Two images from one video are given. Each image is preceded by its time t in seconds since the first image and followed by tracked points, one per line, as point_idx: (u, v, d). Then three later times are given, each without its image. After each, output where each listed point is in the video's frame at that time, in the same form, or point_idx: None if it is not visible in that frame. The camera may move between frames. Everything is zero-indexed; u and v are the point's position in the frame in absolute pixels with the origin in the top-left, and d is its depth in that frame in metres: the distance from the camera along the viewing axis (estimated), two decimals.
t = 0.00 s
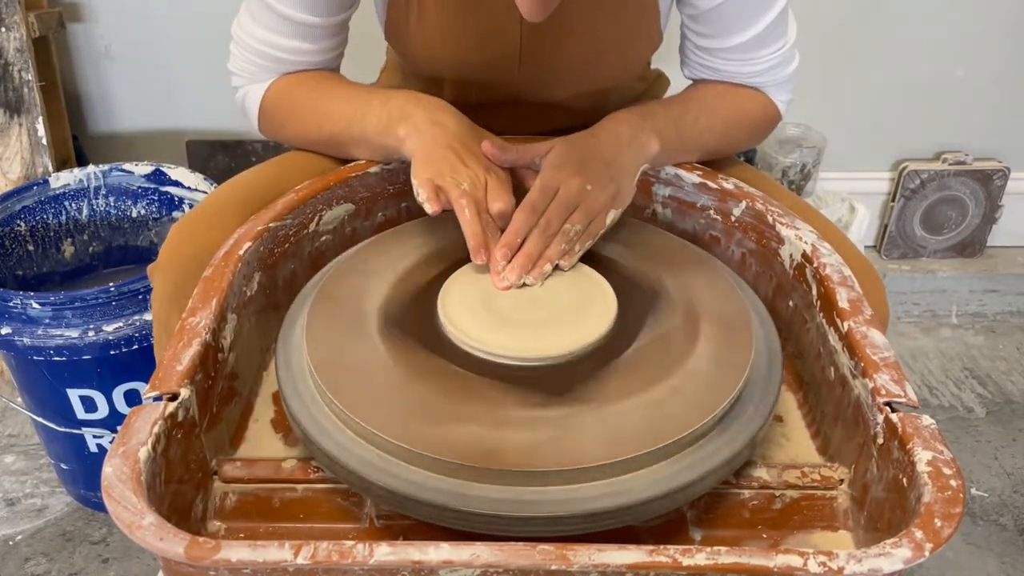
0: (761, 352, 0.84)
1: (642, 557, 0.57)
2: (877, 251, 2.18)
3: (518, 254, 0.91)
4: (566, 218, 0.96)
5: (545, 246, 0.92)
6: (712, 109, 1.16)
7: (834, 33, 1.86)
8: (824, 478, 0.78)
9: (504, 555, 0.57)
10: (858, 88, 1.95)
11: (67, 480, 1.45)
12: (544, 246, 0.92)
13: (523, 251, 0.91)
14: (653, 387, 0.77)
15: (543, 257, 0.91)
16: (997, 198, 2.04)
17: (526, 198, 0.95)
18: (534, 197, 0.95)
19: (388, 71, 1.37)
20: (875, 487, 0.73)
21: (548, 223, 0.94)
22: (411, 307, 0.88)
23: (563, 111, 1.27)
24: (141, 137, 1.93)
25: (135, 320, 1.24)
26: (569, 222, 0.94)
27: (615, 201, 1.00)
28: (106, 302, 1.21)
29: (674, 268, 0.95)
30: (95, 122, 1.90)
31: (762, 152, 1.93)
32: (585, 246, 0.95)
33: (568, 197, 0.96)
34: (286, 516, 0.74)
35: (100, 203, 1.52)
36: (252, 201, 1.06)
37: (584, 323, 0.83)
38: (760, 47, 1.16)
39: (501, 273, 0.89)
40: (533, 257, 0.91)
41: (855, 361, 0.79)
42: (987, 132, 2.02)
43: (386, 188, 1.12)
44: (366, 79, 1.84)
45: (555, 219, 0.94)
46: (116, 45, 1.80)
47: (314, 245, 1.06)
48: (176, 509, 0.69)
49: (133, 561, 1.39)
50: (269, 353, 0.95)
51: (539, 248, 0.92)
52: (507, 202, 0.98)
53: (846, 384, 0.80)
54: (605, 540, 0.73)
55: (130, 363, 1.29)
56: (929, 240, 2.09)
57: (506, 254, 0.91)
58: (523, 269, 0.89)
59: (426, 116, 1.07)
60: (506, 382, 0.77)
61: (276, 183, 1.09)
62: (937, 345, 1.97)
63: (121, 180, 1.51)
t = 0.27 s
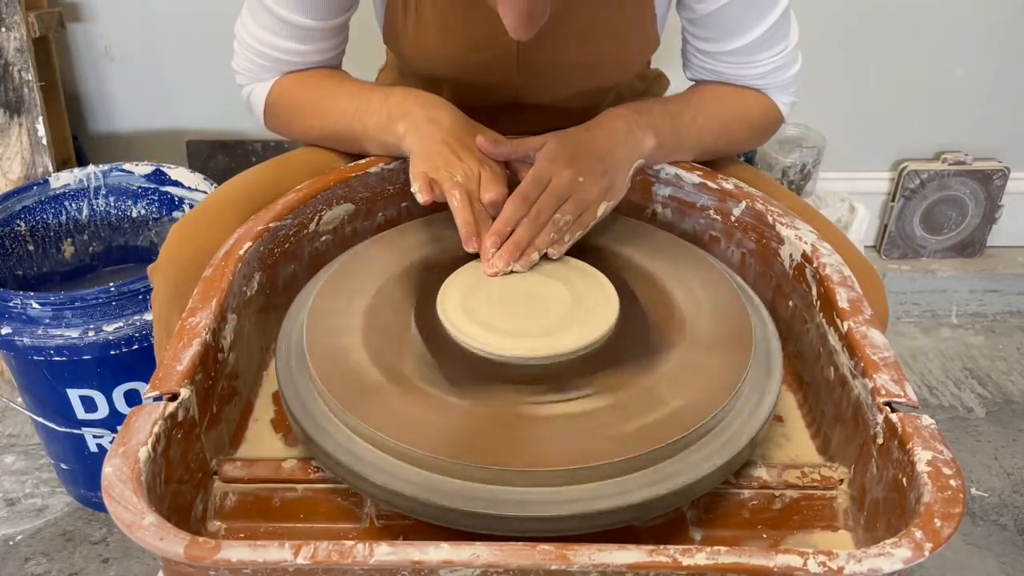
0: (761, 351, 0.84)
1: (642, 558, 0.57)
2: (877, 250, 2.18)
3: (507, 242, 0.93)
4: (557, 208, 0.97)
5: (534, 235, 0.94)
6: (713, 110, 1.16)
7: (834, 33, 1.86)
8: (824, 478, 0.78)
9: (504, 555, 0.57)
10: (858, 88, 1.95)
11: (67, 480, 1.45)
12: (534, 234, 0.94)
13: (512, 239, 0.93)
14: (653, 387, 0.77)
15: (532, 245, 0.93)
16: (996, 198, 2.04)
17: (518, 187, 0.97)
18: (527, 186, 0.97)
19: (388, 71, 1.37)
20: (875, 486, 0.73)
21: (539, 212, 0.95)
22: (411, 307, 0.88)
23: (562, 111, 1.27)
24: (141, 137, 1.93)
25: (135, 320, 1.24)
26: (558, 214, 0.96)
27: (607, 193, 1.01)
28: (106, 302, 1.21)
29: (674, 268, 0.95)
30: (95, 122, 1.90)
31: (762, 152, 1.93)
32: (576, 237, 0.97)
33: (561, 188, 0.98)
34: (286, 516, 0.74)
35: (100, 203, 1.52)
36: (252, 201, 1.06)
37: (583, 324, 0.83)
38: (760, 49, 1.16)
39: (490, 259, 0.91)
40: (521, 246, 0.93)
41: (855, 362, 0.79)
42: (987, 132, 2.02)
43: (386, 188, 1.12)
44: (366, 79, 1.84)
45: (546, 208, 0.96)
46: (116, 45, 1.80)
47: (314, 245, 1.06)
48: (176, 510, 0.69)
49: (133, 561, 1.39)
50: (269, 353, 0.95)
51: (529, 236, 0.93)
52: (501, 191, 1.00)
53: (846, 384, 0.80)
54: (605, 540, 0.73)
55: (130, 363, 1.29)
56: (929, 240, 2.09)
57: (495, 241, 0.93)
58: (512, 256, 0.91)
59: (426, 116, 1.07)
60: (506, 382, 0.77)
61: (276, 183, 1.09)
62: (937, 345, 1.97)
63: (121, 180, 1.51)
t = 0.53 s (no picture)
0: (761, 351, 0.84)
1: (642, 557, 0.58)
2: (877, 251, 2.18)
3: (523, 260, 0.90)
4: (569, 220, 0.95)
5: (551, 250, 0.91)
6: (710, 108, 1.16)
7: (833, 33, 1.86)
8: (824, 478, 0.78)
9: (504, 555, 0.57)
10: (857, 88, 1.95)
11: (67, 480, 1.45)
12: (551, 246, 0.91)
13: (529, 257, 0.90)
14: (653, 387, 0.77)
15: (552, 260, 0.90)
16: (997, 198, 2.04)
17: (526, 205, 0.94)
18: (535, 202, 0.95)
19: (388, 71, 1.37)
20: (875, 486, 0.73)
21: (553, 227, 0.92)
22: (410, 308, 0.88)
23: (562, 111, 1.27)
24: (141, 137, 1.93)
25: (135, 320, 1.24)
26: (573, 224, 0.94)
27: (618, 200, 0.99)
28: (106, 302, 1.21)
29: (675, 268, 0.95)
30: (95, 122, 1.90)
31: (762, 152, 1.93)
32: (593, 245, 0.95)
33: (569, 199, 0.96)
34: (287, 516, 0.74)
35: (100, 203, 1.52)
36: (252, 201, 1.06)
37: (583, 325, 0.83)
38: (755, 44, 1.16)
39: (507, 281, 0.88)
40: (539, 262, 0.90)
41: (855, 362, 0.79)
42: (986, 132, 2.02)
43: (386, 188, 1.12)
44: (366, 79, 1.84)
45: (557, 223, 0.93)
46: (116, 45, 1.80)
47: (314, 245, 1.06)
48: (176, 510, 0.69)
49: (133, 561, 1.39)
50: (268, 354, 0.95)
51: (545, 252, 0.91)
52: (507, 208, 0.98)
53: (846, 384, 0.80)
54: (605, 540, 0.73)
55: (130, 363, 1.29)
56: (929, 240, 2.09)
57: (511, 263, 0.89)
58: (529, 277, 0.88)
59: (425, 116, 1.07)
60: (506, 383, 0.77)
61: (276, 184, 1.09)
62: (937, 345, 1.97)
63: (121, 180, 1.51)
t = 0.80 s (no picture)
0: (761, 351, 0.84)
1: (642, 557, 0.58)
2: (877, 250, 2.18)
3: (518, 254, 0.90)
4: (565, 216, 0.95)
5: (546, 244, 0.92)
6: (710, 106, 1.16)
7: (833, 33, 1.86)
8: (825, 478, 0.78)
9: (504, 555, 0.57)
10: (857, 88, 1.95)
11: (67, 480, 1.45)
12: (546, 242, 0.92)
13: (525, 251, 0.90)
14: (653, 387, 0.77)
15: (546, 254, 0.91)
16: (997, 198, 2.04)
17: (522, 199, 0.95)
18: (532, 197, 0.95)
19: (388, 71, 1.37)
20: (875, 486, 0.73)
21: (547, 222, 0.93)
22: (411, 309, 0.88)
23: (561, 111, 1.27)
24: (141, 137, 1.93)
25: (135, 320, 1.24)
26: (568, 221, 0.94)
27: (614, 197, 1.00)
28: (106, 302, 1.21)
29: (675, 268, 0.95)
30: (95, 122, 1.90)
31: (762, 152, 1.93)
32: (588, 241, 0.95)
33: (565, 195, 0.96)
34: (286, 516, 0.74)
35: (100, 203, 1.52)
36: (251, 201, 1.06)
37: (583, 326, 0.83)
38: (755, 43, 1.16)
39: (502, 275, 0.89)
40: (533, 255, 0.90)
41: (855, 362, 0.79)
42: (986, 132, 2.02)
43: (386, 188, 1.12)
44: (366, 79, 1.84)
45: (552, 219, 0.94)
46: (116, 44, 1.80)
47: (314, 245, 1.06)
48: (176, 510, 0.69)
49: (133, 561, 1.39)
50: (268, 354, 0.95)
51: (540, 246, 0.91)
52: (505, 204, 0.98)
53: (846, 384, 0.80)
54: (605, 540, 0.73)
55: (130, 363, 1.29)
56: (929, 240, 2.09)
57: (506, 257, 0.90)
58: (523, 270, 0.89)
59: (424, 115, 1.07)
60: (506, 382, 0.78)
61: (276, 184, 1.09)
62: (937, 345, 1.97)
63: (121, 180, 1.51)
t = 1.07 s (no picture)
0: (761, 352, 0.84)
1: (642, 557, 0.57)
2: (877, 251, 2.18)
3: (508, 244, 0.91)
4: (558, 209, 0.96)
5: (536, 235, 0.93)
6: (710, 106, 1.16)
7: (833, 33, 1.86)
8: (824, 478, 0.78)
9: (504, 555, 0.57)
10: (857, 88, 1.95)
11: (67, 480, 1.45)
12: (537, 232, 0.93)
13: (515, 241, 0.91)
14: (653, 386, 0.77)
15: (535, 244, 0.91)
16: (997, 198, 2.04)
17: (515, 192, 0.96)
18: (526, 189, 0.96)
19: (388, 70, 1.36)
20: (875, 486, 0.73)
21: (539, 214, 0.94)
22: (411, 308, 0.88)
23: (561, 111, 1.27)
24: (141, 137, 1.93)
25: (135, 320, 1.24)
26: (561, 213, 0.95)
27: (609, 192, 1.00)
28: (106, 302, 1.21)
29: (676, 267, 0.95)
30: (95, 122, 1.90)
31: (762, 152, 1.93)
32: (580, 234, 0.96)
33: (559, 188, 0.97)
34: (286, 516, 0.74)
35: (100, 203, 1.52)
36: (251, 201, 1.06)
37: (582, 325, 0.83)
38: (758, 47, 1.16)
39: (490, 263, 0.90)
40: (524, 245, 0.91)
41: (855, 361, 0.79)
42: (986, 132, 2.02)
43: (386, 188, 1.12)
44: (366, 79, 1.84)
45: (544, 211, 0.94)
46: (116, 44, 1.80)
47: (314, 245, 1.06)
48: (175, 510, 0.69)
49: (133, 561, 1.39)
50: (268, 354, 0.95)
51: (530, 236, 0.92)
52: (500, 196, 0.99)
53: (846, 384, 0.80)
54: (605, 539, 0.73)
55: (130, 363, 1.29)
56: (929, 240, 2.09)
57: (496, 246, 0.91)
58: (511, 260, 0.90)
59: (424, 115, 1.07)
60: (506, 381, 0.78)
61: (276, 183, 1.09)
62: (937, 345, 1.97)
63: (121, 180, 1.51)
